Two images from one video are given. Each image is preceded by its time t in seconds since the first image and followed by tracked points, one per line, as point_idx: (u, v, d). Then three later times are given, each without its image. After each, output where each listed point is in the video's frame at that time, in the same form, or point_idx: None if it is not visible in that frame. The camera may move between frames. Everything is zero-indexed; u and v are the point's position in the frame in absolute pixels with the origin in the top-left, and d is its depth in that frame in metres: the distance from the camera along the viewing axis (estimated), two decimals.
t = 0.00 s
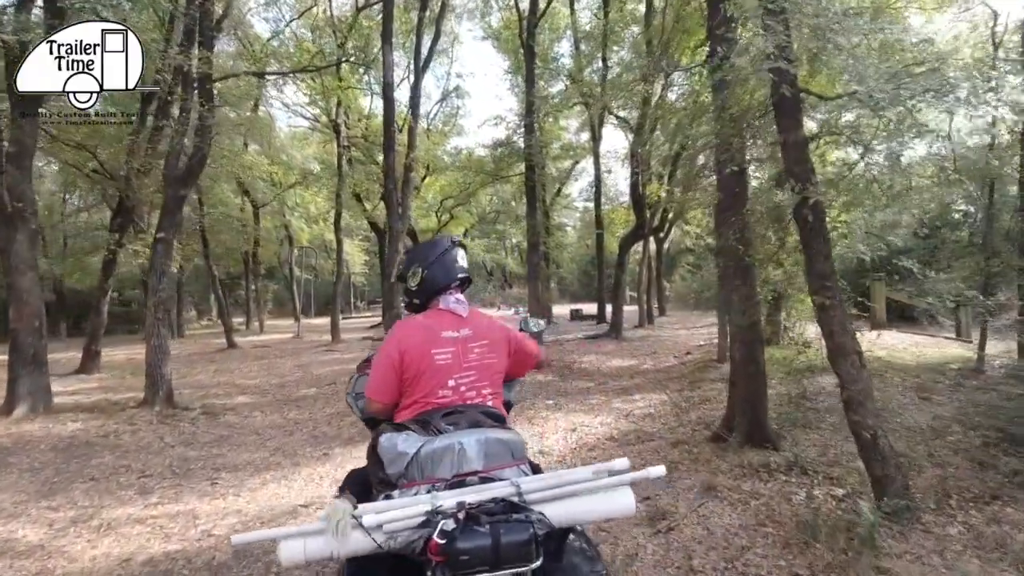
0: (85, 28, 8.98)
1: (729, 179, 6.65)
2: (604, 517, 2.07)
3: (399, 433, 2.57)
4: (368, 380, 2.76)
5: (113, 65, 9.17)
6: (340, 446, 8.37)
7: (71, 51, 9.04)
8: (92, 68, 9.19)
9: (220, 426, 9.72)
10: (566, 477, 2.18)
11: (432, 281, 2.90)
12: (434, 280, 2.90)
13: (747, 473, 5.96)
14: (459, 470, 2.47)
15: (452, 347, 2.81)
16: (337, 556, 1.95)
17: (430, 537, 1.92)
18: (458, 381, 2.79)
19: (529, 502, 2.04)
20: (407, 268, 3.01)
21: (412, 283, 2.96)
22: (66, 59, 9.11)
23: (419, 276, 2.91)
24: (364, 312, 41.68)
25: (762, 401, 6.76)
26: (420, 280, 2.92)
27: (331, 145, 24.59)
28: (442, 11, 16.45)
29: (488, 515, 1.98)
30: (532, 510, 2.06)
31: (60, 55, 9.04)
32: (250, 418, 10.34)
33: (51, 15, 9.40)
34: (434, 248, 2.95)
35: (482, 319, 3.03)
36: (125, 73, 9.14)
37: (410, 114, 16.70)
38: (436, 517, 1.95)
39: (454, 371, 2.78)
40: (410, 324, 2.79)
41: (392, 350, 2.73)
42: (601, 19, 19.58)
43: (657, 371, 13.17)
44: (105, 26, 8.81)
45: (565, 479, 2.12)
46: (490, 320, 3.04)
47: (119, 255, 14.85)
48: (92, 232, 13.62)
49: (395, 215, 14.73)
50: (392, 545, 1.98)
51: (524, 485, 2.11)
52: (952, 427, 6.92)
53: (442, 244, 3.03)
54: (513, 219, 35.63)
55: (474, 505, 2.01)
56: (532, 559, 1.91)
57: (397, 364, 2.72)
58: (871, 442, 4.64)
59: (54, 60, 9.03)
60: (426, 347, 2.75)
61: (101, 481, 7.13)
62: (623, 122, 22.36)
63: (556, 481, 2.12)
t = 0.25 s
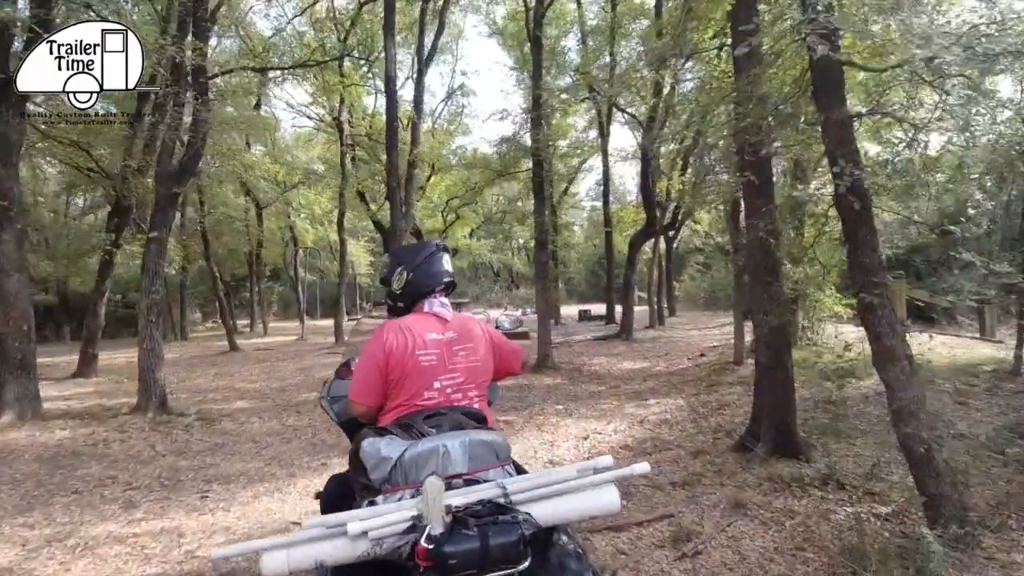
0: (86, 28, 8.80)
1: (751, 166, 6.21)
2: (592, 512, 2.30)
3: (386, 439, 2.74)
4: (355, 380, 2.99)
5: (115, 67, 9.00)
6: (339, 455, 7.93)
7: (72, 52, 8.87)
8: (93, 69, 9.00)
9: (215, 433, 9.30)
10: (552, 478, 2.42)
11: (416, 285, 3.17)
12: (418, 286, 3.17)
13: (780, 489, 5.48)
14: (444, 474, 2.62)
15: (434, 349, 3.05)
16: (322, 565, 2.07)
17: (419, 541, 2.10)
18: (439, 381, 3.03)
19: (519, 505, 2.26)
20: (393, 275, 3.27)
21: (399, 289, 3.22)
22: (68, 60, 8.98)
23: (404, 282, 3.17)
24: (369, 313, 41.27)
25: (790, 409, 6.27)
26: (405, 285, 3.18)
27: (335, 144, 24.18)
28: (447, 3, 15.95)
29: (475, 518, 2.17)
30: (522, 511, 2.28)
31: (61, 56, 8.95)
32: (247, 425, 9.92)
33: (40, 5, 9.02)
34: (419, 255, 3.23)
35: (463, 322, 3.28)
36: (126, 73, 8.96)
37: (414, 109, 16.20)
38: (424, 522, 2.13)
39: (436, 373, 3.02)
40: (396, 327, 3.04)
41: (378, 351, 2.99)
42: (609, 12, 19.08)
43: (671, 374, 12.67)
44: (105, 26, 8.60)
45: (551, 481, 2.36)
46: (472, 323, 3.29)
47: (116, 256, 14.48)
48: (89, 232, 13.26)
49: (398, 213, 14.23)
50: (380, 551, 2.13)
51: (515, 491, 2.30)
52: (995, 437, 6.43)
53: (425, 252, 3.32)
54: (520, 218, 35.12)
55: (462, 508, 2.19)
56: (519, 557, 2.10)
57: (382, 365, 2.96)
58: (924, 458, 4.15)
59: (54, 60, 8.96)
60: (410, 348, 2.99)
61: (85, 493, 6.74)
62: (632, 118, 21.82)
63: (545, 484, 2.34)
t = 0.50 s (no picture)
0: (85, 28, 8.56)
1: (784, 151, 5.76)
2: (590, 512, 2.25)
3: (379, 438, 2.53)
4: (337, 377, 2.75)
5: (111, 65, 8.68)
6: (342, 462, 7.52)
7: (72, 52, 8.61)
8: (90, 68, 8.67)
9: (215, 438, 8.92)
10: (550, 477, 2.37)
11: (397, 280, 2.95)
12: (399, 279, 2.95)
13: (818, 505, 5.00)
14: (443, 476, 2.44)
15: (420, 343, 2.82)
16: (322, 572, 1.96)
17: (420, 545, 1.99)
18: (428, 377, 2.80)
19: (518, 503, 2.18)
20: (371, 271, 3.04)
21: (377, 284, 2.99)
22: (65, 59, 8.74)
23: (384, 276, 2.95)
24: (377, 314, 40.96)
25: (825, 417, 5.78)
26: (385, 280, 2.96)
27: (341, 141, 23.78)
28: None
29: (479, 520, 2.06)
30: (522, 510, 2.20)
31: (58, 55, 8.73)
32: (248, 429, 9.53)
33: None
34: (399, 248, 3.00)
35: (449, 316, 3.06)
36: (126, 74, 8.65)
37: (420, 105, 15.75)
38: (425, 525, 2.03)
39: (423, 368, 2.79)
40: (378, 321, 2.82)
41: (360, 346, 2.75)
42: (621, 4, 18.55)
43: (687, 376, 12.17)
44: (103, 25, 8.37)
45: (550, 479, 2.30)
46: (457, 317, 3.08)
47: (116, 256, 14.17)
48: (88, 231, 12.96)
49: (404, 211, 13.80)
50: (381, 555, 2.04)
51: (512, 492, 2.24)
52: None
53: (405, 246, 3.11)
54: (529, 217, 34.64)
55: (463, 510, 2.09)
56: (526, 560, 1.97)
57: (365, 360, 2.73)
58: (992, 479, 3.67)
59: (52, 60, 8.74)
60: (394, 343, 2.76)
61: (72, 504, 6.37)
62: (644, 114, 21.29)
63: (542, 484, 2.29)
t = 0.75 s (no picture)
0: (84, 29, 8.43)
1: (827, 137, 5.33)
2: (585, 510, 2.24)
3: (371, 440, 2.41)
4: (322, 376, 2.60)
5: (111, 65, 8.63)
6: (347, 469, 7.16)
7: (72, 52, 8.36)
8: (90, 69, 8.51)
9: (217, 441, 8.59)
10: (546, 476, 2.33)
11: (386, 276, 2.76)
12: (387, 275, 2.76)
13: (865, 524, 4.56)
14: (438, 476, 2.33)
15: (410, 341, 2.66)
16: None
17: (416, 550, 1.89)
18: (418, 376, 2.64)
19: (514, 503, 2.15)
20: (358, 265, 2.85)
21: (363, 280, 2.80)
22: (65, 59, 8.56)
23: (372, 272, 2.76)
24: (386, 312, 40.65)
25: (868, 425, 5.32)
26: (373, 276, 2.77)
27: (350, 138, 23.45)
28: None
29: (476, 523, 1.96)
30: (517, 510, 2.17)
31: (58, 55, 8.53)
32: (252, 432, 9.19)
33: None
34: (389, 242, 2.80)
35: (439, 314, 2.89)
36: (127, 74, 8.66)
37: (429, 98, 15.30)
38: (422, 529, 1.94)
39: (411, 368, 2.63)
40: (365, 319, 2.65)
41: (345, 345, 2.58)
42: None
43: (706, 378, 11.70)
44: (103, 25, 8.34)
45: (546, 478, 2.27)
46: (448, 314, 2.91)
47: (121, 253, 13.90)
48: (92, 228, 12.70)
49: (413, 207, 13.40)
50: (375, 558, 2.00)
51: (509, 491, 2.20)
52: None
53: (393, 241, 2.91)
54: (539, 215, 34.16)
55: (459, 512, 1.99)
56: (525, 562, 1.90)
57: (352, 358, 2.57)
58: None
59: (52, 59, 8.53)
60: (383, 341, 2.59)
61: (62, 512, 6.04)
62: (659, 108, 20.78)
63: (538, 482, 2.26)
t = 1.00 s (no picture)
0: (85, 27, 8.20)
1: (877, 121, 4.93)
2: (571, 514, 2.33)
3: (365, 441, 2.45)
4: (317, 371, 2.67)
5: (112, 65, 8.34)
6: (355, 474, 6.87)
7: (71, 52, 8.23)
8: (91, 69, 8.29)
9: (223, 443, 8.34)
10: (539, 478, 2.45)
11: (378, 276, 2.82)
12: (379, 276, 2.82)
13: (920, 547, 4.18)
14: (433, 477, 2.39)
15: (403, 339, 2.75)
16: None
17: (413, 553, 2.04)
18: (410, 374, 2.74)
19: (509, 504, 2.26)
20: (352, 265, 2.92)
21: (357, 279, 2.87)
22: (65, 58, 8.36)
23: (365, 271, 2.82)
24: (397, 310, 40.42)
25: (918, 436, 4.91)
26: (365, 276, 2.83)
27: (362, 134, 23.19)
28: None
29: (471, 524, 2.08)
30: (512, 511, 2.28)
31: (57, 55, 8.35)
32: (259, 433, 8.94)
33: None
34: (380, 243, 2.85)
35: (430, 313, 2.97)
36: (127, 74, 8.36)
37: (442, 90, 14.91)
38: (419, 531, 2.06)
39: (404, 366, 2.73)
40: (359, 317, 2.72)
41: (339, 342, 2.66)
42: None
43: (729, 380, 11.25)
44: (103, 25, 8.07)
45: (540, 480, 2.40)
46: (439, 314, 2.99)
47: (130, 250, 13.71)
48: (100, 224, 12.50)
49: (425, 202, 13.01)
50: (370, 562, 2.09)
51: (503, 491, 2.32)
52: None
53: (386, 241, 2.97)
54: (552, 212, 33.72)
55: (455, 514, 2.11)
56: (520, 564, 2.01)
57: (345, 357, 2.65)
58: None
59: (51, 59, 8.32)
60: (376, 340, 2.68)
61: (58, 518, 5.79)
62: (676, 102, 20.26)
63: (532, 483, 2.38)
